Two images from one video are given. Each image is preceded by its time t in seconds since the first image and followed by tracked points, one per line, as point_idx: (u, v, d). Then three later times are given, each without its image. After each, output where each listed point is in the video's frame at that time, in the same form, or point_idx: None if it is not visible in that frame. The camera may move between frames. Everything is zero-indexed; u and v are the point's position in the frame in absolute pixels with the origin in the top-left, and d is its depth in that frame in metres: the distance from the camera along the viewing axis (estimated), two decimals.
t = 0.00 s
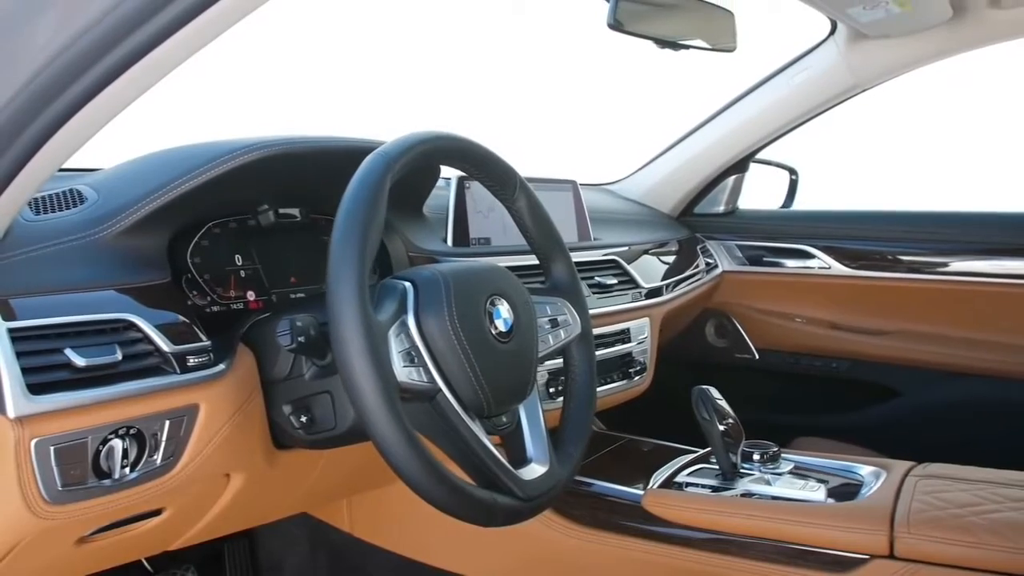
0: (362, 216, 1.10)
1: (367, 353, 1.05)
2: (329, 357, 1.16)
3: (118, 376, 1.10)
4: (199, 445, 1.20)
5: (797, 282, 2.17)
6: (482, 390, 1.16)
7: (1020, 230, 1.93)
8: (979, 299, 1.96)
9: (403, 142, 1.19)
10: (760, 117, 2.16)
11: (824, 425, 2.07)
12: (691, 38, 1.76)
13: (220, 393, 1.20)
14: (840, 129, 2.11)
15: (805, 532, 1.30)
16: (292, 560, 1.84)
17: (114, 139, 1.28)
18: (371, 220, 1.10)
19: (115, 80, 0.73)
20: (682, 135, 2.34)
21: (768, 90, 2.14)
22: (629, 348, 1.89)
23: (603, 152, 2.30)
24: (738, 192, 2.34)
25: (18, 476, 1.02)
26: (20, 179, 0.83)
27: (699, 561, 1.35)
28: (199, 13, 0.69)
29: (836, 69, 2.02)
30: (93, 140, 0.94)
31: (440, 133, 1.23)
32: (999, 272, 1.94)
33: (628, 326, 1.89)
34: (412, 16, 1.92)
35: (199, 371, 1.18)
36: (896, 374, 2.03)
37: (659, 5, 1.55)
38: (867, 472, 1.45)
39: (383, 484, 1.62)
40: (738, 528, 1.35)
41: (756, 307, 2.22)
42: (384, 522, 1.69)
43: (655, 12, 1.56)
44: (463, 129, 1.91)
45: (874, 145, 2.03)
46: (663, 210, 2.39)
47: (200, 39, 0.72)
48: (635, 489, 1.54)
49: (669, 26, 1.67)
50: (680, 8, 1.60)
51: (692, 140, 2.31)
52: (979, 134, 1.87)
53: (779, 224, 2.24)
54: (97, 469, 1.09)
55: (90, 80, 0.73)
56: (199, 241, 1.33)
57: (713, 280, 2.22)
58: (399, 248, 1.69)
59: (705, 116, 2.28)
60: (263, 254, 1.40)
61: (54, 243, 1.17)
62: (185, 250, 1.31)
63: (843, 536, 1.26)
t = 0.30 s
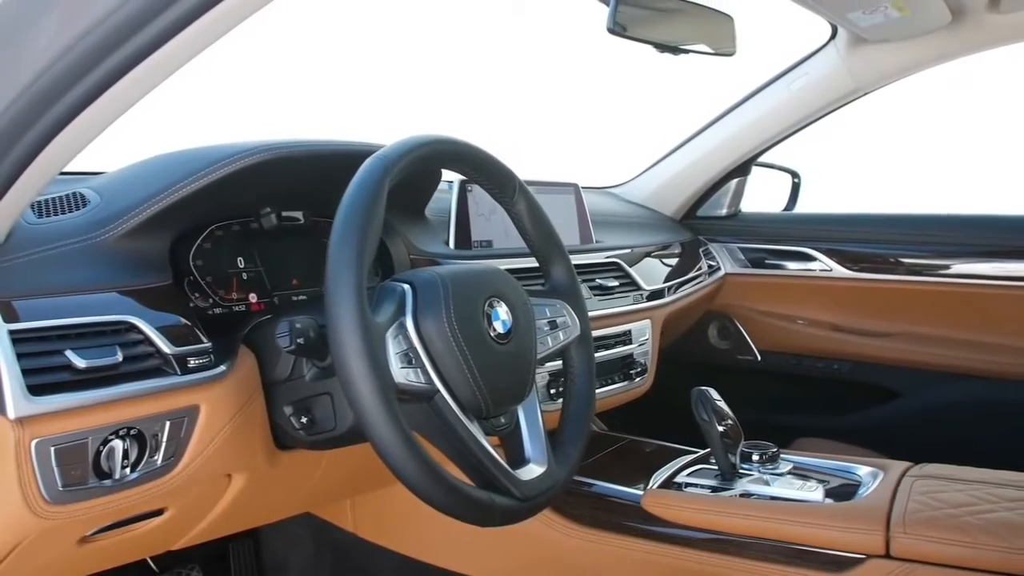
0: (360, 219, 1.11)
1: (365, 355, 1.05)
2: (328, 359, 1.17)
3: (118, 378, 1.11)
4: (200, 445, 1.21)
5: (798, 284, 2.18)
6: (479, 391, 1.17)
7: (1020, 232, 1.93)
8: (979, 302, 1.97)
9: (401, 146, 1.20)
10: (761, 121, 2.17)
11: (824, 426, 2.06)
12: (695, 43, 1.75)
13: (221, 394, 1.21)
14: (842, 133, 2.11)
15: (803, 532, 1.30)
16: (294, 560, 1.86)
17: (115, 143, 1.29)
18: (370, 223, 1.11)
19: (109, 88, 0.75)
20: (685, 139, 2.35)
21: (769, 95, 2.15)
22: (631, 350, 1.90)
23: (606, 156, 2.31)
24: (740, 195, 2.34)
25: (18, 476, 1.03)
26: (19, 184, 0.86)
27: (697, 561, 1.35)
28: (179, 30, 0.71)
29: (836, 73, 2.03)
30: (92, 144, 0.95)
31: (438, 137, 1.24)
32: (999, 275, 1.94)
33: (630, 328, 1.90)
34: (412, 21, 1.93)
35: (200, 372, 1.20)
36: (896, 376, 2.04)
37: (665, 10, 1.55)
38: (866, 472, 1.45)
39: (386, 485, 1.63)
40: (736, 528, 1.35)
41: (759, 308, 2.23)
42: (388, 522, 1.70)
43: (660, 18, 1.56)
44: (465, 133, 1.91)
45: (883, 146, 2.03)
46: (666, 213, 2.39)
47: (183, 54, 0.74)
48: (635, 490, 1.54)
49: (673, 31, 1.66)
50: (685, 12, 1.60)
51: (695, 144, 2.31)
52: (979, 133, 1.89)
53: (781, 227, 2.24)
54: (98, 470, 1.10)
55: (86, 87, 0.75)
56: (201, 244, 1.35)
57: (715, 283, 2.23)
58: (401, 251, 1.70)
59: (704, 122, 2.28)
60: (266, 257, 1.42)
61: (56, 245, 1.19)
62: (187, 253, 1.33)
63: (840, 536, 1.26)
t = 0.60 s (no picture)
0: (359, 222, 1.11)
1: (362, 356, 1.05)
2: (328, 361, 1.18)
3: (119, 379, 1.13)
4: (200, 446, 1.22)
5: (799, 286, 2.19)
6: (478, 393, 1.16)
7: (1019, 235, 1.94)
8: (980, 304, 1.97)
9: (401, 149, 1.20)
10: (761, 125, 2.18)
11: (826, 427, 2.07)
12: (695, 48, 1.76)
13: (222, 395, 1.23)
14: (842, 136, 2.12)
15: (799, 532, 1.31)
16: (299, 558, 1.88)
17: (116, 147, 1.30)
18: (368, 225, 1.11)
19: (105, 95, 0.77)
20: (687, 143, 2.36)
21: (769, 100, 2.15)
22: (632, 351, 1.90)
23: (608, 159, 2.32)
24: (743, 198, 2.35)
25: (19, 476, 1.05)
26: (20, 190, 0.88)
27: (696, 561, 1.36)
28: (169, 40, 0.72)
29: (835, 77, 2.03)
30: (92, 149, 0.96)
31: (438, 141, 1.25)
32: (1000, 278, 1.95)
33: (630, 330, 1.91)
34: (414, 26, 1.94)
35: (200, 374, 1.21)
36: (897, 377, 2.04)
37: (666, 13, 1.56)
38: (864, 472, 1.46)
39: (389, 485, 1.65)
40: (733, 528, 1.36)
41: (761, 311, 2.23)
42: (392, 522, 1.71)
43: (662, 21, 1.58)
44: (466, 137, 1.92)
45: (880, 144, 2.05)
46: (668, 216, 2.40)
47: (176, 62, 0.75)
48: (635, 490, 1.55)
49: (673, 36, 1.67)
50: (687, 16, 1.62)
51: (696, 148, 2.32)
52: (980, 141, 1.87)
53: (785, 230, 2.25)
54: (99, 470, 1.11)
55: (83, 93, 0.77)
56: (203, 246, 1.36)
57: (718, 285, 2.23)
58: (403, 253, 1.71)
59: (706, 126, 2.29)
60: (268, 260, 1.44)
61: (58, 248, 1.20)
62: (190, 256, 1.34)
63: (836, 536, 1.27)
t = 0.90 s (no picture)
0: (357, 225, 1.12)
1: (359, 358, 1.06)
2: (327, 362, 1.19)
3: (119, 380, 1.14)
4: (201, 446, 1.23)
5: (801, 288, 2.19)
6: (476, 394, 1.17)
7: (1018, 238, 1.95)
8: (980, 306, 1.97)
9: (401, 152, 1.21)
10: (762, 129, 2.19)
11: (828, 428, 2.08)
12: (699, 53, 1.76)
13: (224, 397, 1.24)
14: (843, 140, 2.12)
15: (796, 531, 1.32)
16: (304, 559, 1.89)
17: (118, 150, 1.32)
18: (367, 228, 1.12)
19: (104, 100, 0.79)
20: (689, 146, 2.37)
21: (771, 104, 2.16)
22: (633, 353, 1.91)
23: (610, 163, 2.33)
24: (745, 201, 2.36)
25: (20, 477, 1.06)
26: (20, 195, 0.90)
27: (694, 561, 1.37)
28: (166, 47, 0.73)
29: (836, 82, 2.04)
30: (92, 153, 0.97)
31: (437, 144, 1.26)
32: (999, 280, 1.95)
33: (630, 331, 1.91)
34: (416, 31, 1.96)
35: (201, 375, 1.22)
36: (897, 379, 2.05)
37: (669, 19, 1.58)
38: (861, 473, 1.46)
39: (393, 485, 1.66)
40: (732, 527, 1.37)
41: (762, 313, 2.24)
42: (396, 523, 1.72)
43: (665, 27, 1.59)
44: (468, 141, 1.94)
45: (879, 148, 2.04)
46: (671, 219, 2.41)
47: (173, 69, 0.77)
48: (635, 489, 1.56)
49: (676, 42, 1.68)
50: (692, 23, 1.64)
51: (699, 151, 2.33)
52: (978, 142, 1.87)
53: (787, 232, 2.26)
54: (100, 470, 1.12)
55: (81, 98, 0.78)
56: (206, 249, 1.37)
57: (720, 287, 2.24)
58: (405, 255, 1.72)
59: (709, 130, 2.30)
60: (271, 263, 1.45)
61: (61, 251, 1.21)
62: (193, 257, 1.35)
63: (833, 536, 1.28)
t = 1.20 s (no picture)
0: (356, 227, 1.12)
1: (358, 360, 1.07)
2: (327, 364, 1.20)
3: (121, 381, 1.15)
4: (202, 447, 1.25)
5: (802, 290, 2.20)
6: (475, 396, 1.18)
7: (1018, 241, 1.95)
8: (980, 308, 1.98)
9: (400, 155, 1.21)
10: (764, 133, 2.20)
11: (830, 430, 2.08)
12: (700, 58, 1.77)
13: (226, 398, 1.25)
14: (845, 144, 2.13)
15: (793, 531, 1.32)
16: (309, 558, 1.90)
17: (122, 154, 1.33)
18: (366, 230, 1.13)
19: (101, 105, 0.80)
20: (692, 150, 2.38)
21: (773, 109, 2.17)
22: (634, 355, 1.92)
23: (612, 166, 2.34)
24: (747, 204, 2.37)
25: (21, 476, 1.07)
26: (20, 199, 0.93)
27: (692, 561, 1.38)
28: (163, 53, 0.75)
29: (836, 86, 2.05)
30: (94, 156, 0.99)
31: (437, 147, 1.27)
32: (999, 282, 1.96)
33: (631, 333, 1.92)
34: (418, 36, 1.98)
35: (202, 376, 1.24)
36: (897, 380, 2.05)
37: (672, 25, 1.59)
38: (859, 473, 1.47)
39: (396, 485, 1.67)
40: (730, 527, 1.38)
41: (764, 315, 2.25)
42: (399, 523, 1.73)
43: (668, 33, 1.61)
44: (470, 145, 1.95)
45: (880, 151, 2.04)
46: (674, 222, 2.42)
47: (167, 76, 0.78)
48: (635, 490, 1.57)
49: (678, 47, 1.70)
50: (694, 28, 1.63)
51: (701, 155, 2.34)
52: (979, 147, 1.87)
53: (788, 235, 2.27)
54: (102, 470, 1.14)
55: (81, 103, 0.80)
56: (209, 252, 1.39)
57: (722, 289, 2.25)
58: (407, 257, 1.73)
59: (712, 133, 2.31)
60: (274, 265, 1.46)
61: (65, 253, 1.22)
62: (196, 260, 1.37)
63: (828, 535, 1.29)
